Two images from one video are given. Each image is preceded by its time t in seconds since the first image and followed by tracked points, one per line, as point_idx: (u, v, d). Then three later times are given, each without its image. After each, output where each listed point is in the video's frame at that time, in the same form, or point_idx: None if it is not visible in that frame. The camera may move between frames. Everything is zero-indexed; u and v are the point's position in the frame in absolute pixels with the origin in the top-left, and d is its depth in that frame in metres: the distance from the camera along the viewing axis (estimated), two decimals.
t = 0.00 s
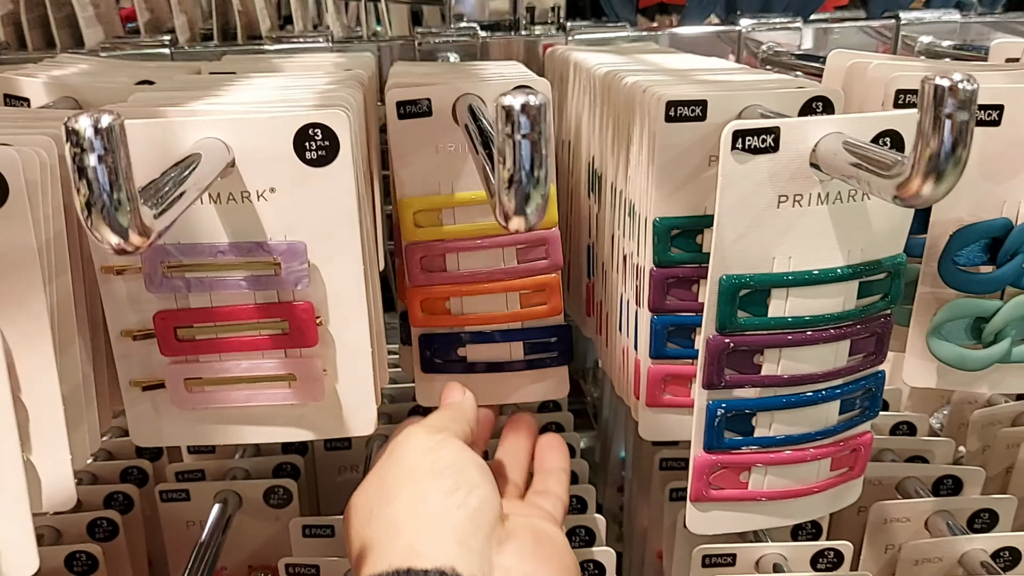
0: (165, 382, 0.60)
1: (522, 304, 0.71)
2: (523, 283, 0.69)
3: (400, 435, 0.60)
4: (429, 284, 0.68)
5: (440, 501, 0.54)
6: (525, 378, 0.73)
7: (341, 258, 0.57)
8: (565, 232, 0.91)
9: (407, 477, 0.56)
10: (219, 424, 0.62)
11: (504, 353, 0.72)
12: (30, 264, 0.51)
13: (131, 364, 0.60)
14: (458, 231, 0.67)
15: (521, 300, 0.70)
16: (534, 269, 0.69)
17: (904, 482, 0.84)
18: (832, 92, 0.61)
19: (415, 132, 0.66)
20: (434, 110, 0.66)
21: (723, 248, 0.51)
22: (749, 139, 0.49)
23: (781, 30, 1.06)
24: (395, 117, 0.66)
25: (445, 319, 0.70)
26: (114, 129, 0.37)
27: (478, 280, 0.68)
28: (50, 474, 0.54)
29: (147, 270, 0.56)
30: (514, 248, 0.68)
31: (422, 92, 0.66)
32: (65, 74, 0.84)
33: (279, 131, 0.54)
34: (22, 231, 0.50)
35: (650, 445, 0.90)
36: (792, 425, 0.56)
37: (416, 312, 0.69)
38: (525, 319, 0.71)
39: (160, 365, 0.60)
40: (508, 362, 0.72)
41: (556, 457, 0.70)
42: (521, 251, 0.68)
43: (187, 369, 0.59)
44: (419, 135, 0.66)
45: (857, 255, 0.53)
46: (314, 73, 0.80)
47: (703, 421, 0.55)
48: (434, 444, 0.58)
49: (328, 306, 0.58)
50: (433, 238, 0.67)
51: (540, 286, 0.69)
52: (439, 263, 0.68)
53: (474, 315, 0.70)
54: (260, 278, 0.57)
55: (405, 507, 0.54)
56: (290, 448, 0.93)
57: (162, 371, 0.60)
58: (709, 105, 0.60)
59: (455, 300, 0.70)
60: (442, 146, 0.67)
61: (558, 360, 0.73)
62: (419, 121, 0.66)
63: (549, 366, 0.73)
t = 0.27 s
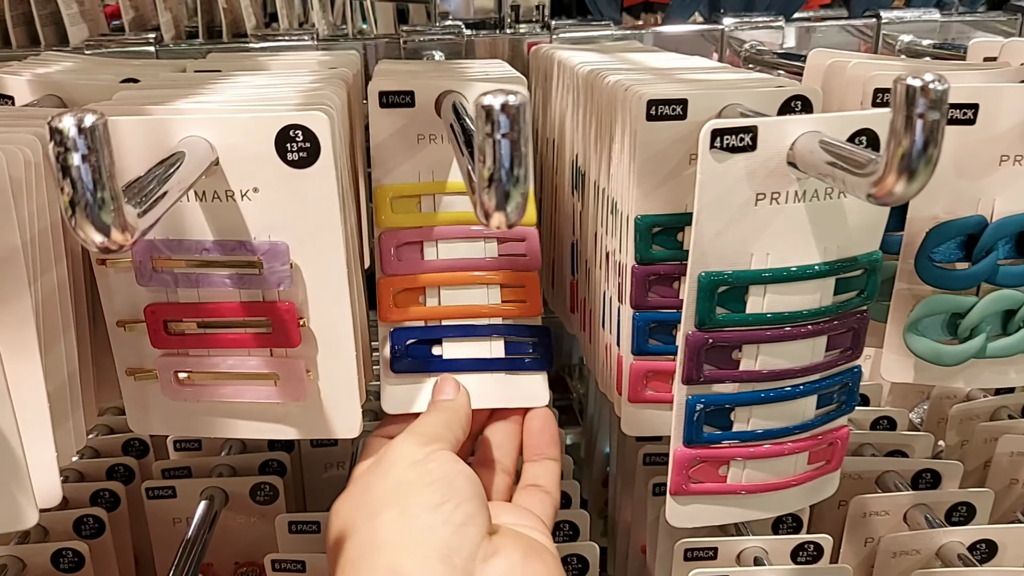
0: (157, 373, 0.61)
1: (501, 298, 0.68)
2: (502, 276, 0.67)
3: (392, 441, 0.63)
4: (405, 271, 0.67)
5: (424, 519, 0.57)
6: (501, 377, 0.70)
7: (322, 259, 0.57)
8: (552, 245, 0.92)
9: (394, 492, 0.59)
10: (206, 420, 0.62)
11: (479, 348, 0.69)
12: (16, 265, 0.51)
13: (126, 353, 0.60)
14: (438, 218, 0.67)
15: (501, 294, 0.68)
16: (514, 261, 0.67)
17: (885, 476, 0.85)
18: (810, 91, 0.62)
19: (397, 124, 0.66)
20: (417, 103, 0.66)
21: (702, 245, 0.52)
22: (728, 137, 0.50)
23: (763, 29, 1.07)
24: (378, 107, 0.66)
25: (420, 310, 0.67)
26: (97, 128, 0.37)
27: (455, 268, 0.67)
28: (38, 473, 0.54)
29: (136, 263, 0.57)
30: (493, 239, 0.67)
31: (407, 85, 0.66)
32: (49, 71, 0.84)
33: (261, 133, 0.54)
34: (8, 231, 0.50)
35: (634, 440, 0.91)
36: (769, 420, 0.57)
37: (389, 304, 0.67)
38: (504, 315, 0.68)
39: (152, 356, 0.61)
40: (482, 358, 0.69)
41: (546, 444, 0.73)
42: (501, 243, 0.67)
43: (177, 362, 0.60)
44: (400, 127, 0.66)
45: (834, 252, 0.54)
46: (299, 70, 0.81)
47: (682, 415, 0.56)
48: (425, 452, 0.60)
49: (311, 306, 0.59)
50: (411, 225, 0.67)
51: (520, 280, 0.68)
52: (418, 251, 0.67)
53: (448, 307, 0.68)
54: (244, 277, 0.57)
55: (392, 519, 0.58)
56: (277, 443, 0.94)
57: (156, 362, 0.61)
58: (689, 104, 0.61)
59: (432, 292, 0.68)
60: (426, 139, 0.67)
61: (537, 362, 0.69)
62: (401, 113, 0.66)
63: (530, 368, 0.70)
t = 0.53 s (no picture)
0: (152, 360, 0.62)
1: (492, 281, 0.70)
2: (491, 258, 0.69)
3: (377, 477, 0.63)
4: (398, 263, 0.68)
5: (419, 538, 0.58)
6: (496, 359, 0.70)
7: (308, 249, 0.58)
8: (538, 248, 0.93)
9: (384, 525, 0.59)
10: (198, 406, 0.64)
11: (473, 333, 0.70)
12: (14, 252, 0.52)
13: (123, 338, 0.62)
14: (428, 207, 0.68)
15: (491, 277, 0.70)
16: (503, 244, 0.69)
17: (864, 462, 0.87)
18: (786, 84, 0.63)
19: (385, 122, 0.68)
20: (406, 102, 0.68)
21: (679, 233, 0.54)
22: (703, 128, 0.51)
23: (748, 24, 1.09)
24: (368, 109, 0.67)
25: (413, 299, 0.69)
26: (89, 118, 0.38)
27: (445, 255, 0.68)
28: (33, 456, 0.55)
29: (132, 251, 0.59)
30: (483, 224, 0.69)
31: (394, 85, 0.68)
32: (42, 66, 0.85)
33: (249, 125, 0.56)
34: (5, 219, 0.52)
35: (620, 428, 0.92)
36: (746, 403, 0.59)
37: (383, 295, 0.68)
38: (495, 297, 0.69)
39: (147, 342, 0.62)
40: (477, 340, 0.70)
41: (546, 461, 0.74)
42: (490, 227, 0.69)
43: (171, 348, 0.61)
44: (388, 125, 0.68)
45: (808, 239, 0.56)
46: (289, 65, 0.82)
47: (662, 398, 0.58)
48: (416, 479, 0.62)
49: (298, 296, 0.60)
50: (403, 217, 0.68)
51: (510, 262, 0.69)
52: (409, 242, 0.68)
53: (441, 294, 0.69)
54: (233, 268, 0.59)
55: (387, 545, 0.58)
56: (269, 433, 0.95)
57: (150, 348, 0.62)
58: (669, 97, 0.63)
59: (424, 280, 0.69)
60: (414, 134, 0.68)
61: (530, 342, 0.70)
62: (389, 112, 0.68)
63: (522, 348, 0.70)
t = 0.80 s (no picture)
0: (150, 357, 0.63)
1: (479, 280, 0.71)
2: (480, 259, 0.70)
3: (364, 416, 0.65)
4: (386, 261, 0.69)
5: (391, 489, 0.58)
6: (481, 359, 0.72)
7: (301, 250, 0.60)
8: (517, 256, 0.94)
9: (365, 461, 0.61)
10: (193, 404, 0.65)
11: (457, 332, 0.71)
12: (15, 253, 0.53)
13: (122, 335, 0.63)
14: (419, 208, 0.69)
15: (479, 277, 0.71)
16: (491, 244, 0.70)
17: (852, 459, 0.88)
18: (769, 87, 0.65)
19: (376, 121, 0.69)
20: (399, 103, 0.69)
21: (662, 234, 0.55)
22: (685, 131, 0.53)
23: (739, 26, 1.10)
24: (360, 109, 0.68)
25: (401, 297, 0.70)
26: (86, 122, 0.40)
27: (433, 254, 0.69)
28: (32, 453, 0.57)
29: (130, 250, 0.60)
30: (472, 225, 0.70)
31: (387, 86, 0.69)
32: (40, 68, 0.86)
33: (243, 128, 0.57)
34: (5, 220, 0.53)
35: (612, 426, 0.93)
36: (730, 400, 0.60)
37: (371, 291, 0.70)
38: (481, 297, 0.71)
39: (145, 340, 0.63)
40: (463, 339, 0.71)
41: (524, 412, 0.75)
42: (478, 228, 0.70)
43: (168, 346, 0.62)
44: (381, 127, 0.69)
45: (790, 240, 0.57)
46: (283, 67, 0.83)
47: (647, 396, 0.59)
48: (398, 428, 0.64)
49: (291, 295, 0.61)
50: (392, 215, 0.69)
51: (497, 263, 0.70)
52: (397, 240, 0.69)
53: (426, 292, 0.70)
54: (229, 267, 0.60)
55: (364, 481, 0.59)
56: (265, 430, 0.97)
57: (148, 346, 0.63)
58: (655, 100, 0.64)
59: (412, 278, 0.70)
60: (407, 134, 0.69)
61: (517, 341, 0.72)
62: (381, 111, 0.69)
63: (506, 347, 0.72)
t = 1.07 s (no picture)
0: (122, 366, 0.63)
1: (468, 327, 0.68)
2: (471, 305, 0.67)
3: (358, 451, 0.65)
4: (372, 304, 0.66)
5: (391, 516, 0.59)
6: (469, 405, 0.72)
7: (277, 258, 0.59)
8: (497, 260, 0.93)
9: (362, 491, 0.61)
10: (169, 411, 0.64)
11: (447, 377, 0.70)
12: None
13: (95, 345, 0.63)
14: (406, 249, 0.64)
15: (470, 323, 0.68)
16: (482, 288, 0.67)
17: (839, 466, 0.87)
18: (754, 93, 0.64)
19: (356, 142, 0.63)
20: (379, 121, 0.63)
21: (639, 243, 0.54)
22: (662, 138, 0.52)
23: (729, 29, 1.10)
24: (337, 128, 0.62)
25: (390, 343, 0.67)
26: (45, 133, 0.39)
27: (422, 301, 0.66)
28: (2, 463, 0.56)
29: (102, 259, 0.59)
30: (461, 266, 0.66)
31: (368, 101, 0.62)
32: (21, 71, 0.85)
33: (216, 134, 0.56)
34: None
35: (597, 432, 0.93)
36: (710, 410, 0.60)
37: (357, 335, 0.67)
38: (472, 344, 0.69)
39: (118, 349, 0.63)
40: (452, 388, 0.71)
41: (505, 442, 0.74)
42: (468, 270, 0.66)
43: (141, 356, 0.62)
44: (362, 153, 0.63)
45: (769, 248, 0.57)
46: (265, 71, 0.83)
47: (626, 405, 0.58)
48: (392, 460, 0.64)
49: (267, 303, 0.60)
50: (379, 255, 0.64)
51: (488, 308, 0.68)
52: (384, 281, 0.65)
53: (416, 340, 0.67)
54: (203, 276, 0.59)
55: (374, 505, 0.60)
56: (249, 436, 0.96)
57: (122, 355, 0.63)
58: (637, 105, 0.63)
59: (399, 323, 0.67)
60: (386, 159, 0.64)
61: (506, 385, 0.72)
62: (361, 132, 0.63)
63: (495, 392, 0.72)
